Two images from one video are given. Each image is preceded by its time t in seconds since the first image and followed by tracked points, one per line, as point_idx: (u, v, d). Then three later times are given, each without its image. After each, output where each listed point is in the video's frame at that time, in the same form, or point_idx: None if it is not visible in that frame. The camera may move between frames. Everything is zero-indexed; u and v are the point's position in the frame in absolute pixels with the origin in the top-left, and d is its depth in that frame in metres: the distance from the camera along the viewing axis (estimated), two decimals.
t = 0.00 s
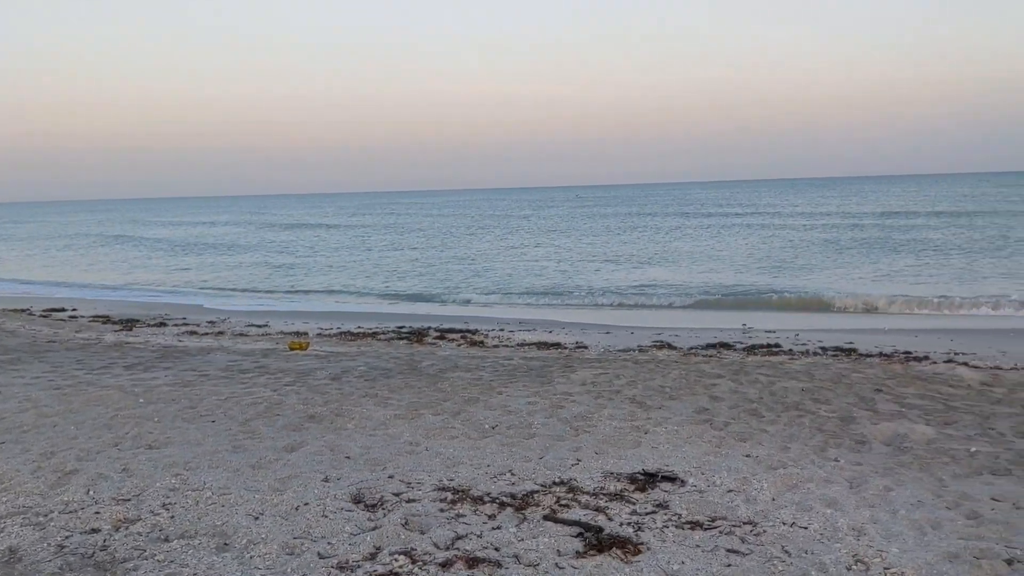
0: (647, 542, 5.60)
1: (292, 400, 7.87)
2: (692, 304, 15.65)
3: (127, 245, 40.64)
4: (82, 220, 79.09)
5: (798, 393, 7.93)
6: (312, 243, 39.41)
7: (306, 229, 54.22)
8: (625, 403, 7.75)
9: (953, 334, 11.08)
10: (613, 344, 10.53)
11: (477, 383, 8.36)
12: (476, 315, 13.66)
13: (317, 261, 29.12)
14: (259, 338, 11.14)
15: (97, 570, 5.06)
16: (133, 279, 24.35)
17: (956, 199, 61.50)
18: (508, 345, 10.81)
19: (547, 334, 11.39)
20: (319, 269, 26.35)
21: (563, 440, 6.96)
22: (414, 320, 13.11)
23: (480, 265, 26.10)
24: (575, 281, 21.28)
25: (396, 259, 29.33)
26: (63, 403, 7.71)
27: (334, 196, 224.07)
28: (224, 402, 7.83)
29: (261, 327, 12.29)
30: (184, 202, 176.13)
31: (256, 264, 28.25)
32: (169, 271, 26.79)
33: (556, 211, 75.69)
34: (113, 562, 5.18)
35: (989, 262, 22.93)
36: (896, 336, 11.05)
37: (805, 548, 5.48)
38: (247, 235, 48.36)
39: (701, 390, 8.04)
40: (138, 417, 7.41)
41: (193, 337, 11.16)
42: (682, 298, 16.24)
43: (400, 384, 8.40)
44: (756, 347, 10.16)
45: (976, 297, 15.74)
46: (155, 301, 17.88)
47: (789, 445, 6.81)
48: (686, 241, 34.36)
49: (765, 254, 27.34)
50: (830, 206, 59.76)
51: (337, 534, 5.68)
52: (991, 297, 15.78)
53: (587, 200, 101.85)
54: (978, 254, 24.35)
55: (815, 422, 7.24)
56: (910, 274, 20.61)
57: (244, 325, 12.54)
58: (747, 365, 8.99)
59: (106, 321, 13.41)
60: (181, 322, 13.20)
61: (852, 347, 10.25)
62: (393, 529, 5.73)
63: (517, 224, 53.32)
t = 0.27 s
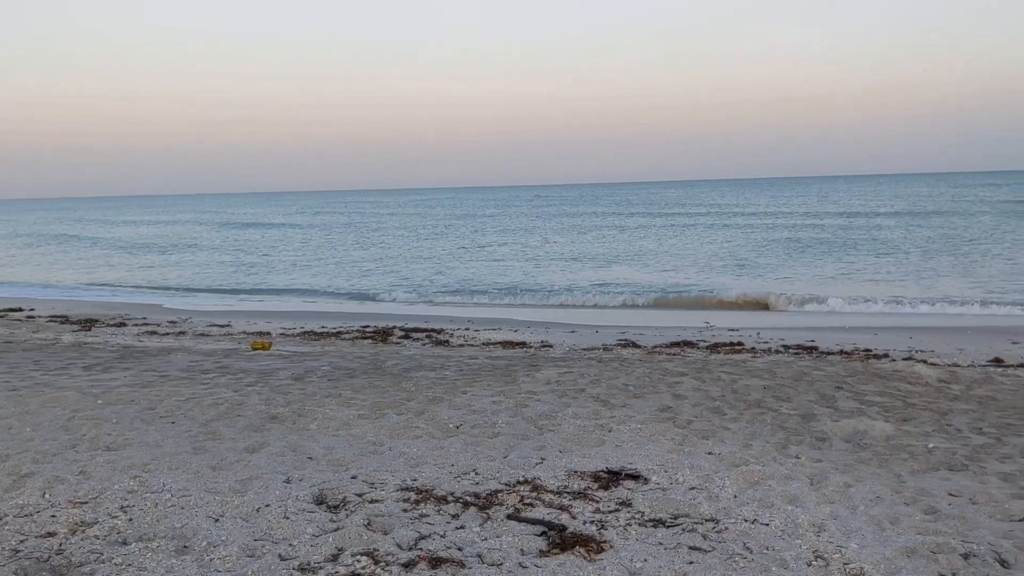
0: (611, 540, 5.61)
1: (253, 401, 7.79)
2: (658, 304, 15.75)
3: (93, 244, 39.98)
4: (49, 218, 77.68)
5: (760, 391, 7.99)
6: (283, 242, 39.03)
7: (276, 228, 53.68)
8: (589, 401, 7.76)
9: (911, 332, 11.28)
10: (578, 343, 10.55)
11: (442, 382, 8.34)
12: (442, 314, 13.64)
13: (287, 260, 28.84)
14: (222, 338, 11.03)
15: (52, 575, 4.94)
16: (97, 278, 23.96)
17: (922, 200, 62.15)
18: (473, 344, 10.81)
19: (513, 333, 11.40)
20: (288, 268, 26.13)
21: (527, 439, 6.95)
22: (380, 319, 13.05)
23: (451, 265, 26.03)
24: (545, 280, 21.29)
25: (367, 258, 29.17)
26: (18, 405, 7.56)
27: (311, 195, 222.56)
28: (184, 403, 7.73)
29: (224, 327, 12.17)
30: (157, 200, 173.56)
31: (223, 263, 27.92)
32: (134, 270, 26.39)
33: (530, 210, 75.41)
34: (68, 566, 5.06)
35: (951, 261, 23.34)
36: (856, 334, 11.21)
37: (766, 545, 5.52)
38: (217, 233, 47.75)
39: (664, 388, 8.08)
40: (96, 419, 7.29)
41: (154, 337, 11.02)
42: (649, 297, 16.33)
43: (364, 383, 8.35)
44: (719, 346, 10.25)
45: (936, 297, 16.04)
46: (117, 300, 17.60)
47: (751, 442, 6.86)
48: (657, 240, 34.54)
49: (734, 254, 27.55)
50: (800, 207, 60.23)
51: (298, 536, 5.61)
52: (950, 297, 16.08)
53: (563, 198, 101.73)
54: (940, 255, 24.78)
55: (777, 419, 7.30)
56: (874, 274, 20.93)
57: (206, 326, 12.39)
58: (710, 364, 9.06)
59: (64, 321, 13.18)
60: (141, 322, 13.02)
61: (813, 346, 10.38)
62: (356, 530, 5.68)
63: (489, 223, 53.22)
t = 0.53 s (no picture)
0: (577, 539, 5.61)
1: (218, 402, 7.72)
2: (628, 302, 15.81)
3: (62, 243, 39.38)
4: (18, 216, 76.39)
5: (725, 388, 8.04)
6: (257, 240, 38.67)
7: (249, 227, 53.14)
8: (557, 400, 7.77)
9: (876, 330, 11.42)
10: (546, 342, 10.56)
11: (409, 382, 8.31)
12: (411, 314, 13.59)
13: (260, 259, 28.58)
14: (186, 338, 10.93)
15: None
16: (63, 277, 23.61)
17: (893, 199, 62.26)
18: (441, 343, 10.79)
19: (481, 332, 11.39)
20: (260, 267, 25.92)
21: (494, 438, 6.94)
22: (348, 319, 13.00)
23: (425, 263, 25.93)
24: (518, 279, 21.28)
25: (340, 257, 28.97)
26: None
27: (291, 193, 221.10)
28: (147, 404, 7.64)
29: (188, 327, 12.07)
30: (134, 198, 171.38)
31: (194, 263, 27.62)
32: (103, 269, 26.04)
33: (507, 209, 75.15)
34: (26, 571, 4.97)
35: (919, 260, 23.62)
36: (822, 332, 11.32)
37: (731, 542, 5.55)
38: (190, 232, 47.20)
39: (631, 386, 8.10)
40: (56, 421, 7.18)
41: (116, 337, 10.90)
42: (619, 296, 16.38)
43: (330, 384, 8.30)
44: (686, 344, 10.29)
45: (902, 297, 16.25)
46: (83, 300, 17.36)
47: (717, 439, 6.90)
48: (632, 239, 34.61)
49: (707, 252, 27.70)
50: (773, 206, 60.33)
51: (263, 537, 5.55)
52: (916, 296, 16.29)
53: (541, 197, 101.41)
54: (909, 254, 25.10)
55: (742, 416, 7.34)
56: (842, 273, 21.15)
57: (172, 326, 12.25)
58: (677, 362, 9.10)
59: (25, 321, 12.98)
60: (104, 322, 12.87)
61: (779, 344, 10.46)
62: (321, 531, 5.64)
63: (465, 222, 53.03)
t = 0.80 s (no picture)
0: (547, 538, 5.61)
1: (185, 403, 7.65)
2: (602, 301, 15.85)
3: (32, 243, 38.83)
4: None
5: (696, 386, 8.08)
6: (234, 240, 38.35)
7: (225, 226, 52.71)
8: (528, 399, 7.76)
9: (844, 327, 11.54)
10: (518, 341, 10.56)
11: (379, 382, 8.28)
12: (383, 314, 13.56)
13: (235, 259, 28.35)
14: (154, 339, 10.85)
15: None
16: (32, 278, 23.29)
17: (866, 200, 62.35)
18: (413, 343, 10.77)
19: (452, 331, 11.38)
20: (234, 267, 25.74)
21: (465, 438, 6.93)
22: (320, 319, 12.94)
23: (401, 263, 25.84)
24: (494, 278, 21.27)
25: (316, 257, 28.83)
26: None
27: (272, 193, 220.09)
28: (114, 406, 7.56)
29: (156, 327, 11.97)
30: (112, 199, 169.42)
31: (168, 263, 27.34)
32: (74, 270, 25.70)
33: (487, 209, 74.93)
34: None
35: (889, 259, 23.92)
36: (792, 330, 11.42)
37: (700, 539, 5.56)
38: (165, 232, 46.72)
39: (601, 385, 8.12)
40: (20, 423, 7.09)
41: (82, 338, 10.81)
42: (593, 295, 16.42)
43: (299, 384, 8.25)
44: (657, 343, 10.34)
45: (872, 295, 16.43)
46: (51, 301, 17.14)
47: (686, 437, 6.92)
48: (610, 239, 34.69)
49: (684, 252, 27.84)
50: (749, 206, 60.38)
51: (230, 539, 5.49)
52: (886, 295, 16.49)
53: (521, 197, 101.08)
54: (881, 253, 25.39)
55: (712, 414, 7.38)
56: (815, 272, 21.35)
57: (141, 327, 12.12)
58: (647, 360, 9.13)
59: None
60: (70, 323, 12.73)
61: (749, 342, 10.54)
62: (289, 532, 5.59)
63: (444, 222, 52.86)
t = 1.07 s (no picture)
0: (517, 537, 5.60)
1: (152, 405, 7.57)
2: (576, 301, 15.89)
3: None
4: None
5: (665, 385, 8.12)
6: (209, 240, 38.00)
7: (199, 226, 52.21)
8: (498, 399, 7.76)
9: (813, 325, 11.65)
10: (489, 341, 10.55)
11: (349, 382, 8.24)
12: (354, 314, 13.51)
13: (209, 258, 28.07)
14: (120, 340, 10.73)
15: None
16: None
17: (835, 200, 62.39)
18: (383, 343, 10.74)
19: (423, 331, 11.36)
20: (207, 267, 25.49)
21: (435, 438, 6.91)
22: (290, 319, 12.86)
23: (377, 263, 25.73)
24: (469, 278, 21.24)
25: (291, 256, 28.62)
26: None
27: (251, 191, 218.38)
28: (78, 409, 7.46)
29: (122, 329, 11.84)
30: (89, 198, 167.34)
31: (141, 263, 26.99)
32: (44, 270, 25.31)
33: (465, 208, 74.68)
34: None
35: (861, 257, 24.18)
36: (762, 328, 11.51)
37: (669, 538, 5.58)
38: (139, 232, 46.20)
39: (571, 384, 8.13)
40: None
41: (46, 340, 10.67)
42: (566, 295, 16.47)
43: (268, 385, 8.20)
44: (628, 342, 10.37)
45: (842, 293, 16.63)
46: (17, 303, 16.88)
47: (656, 436, 6.95)
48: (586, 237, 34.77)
49: (660, 250, 27.99)
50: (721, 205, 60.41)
51: (197, 543, 5.43)
52: (855, 293, 16.69)
53: (500, 196, 100.77)
54: (853, 252, 25.71)
55: (682, 412, 7.41)
56: (788, 270, 21.57)
57: (108, 329, 11.97)
58: (618, 359, 9.15)
59: None
60: (34, 325, 12.55)
61: (718, 340, 10.60)
62: (257, 535, 5.54)
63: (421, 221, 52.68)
